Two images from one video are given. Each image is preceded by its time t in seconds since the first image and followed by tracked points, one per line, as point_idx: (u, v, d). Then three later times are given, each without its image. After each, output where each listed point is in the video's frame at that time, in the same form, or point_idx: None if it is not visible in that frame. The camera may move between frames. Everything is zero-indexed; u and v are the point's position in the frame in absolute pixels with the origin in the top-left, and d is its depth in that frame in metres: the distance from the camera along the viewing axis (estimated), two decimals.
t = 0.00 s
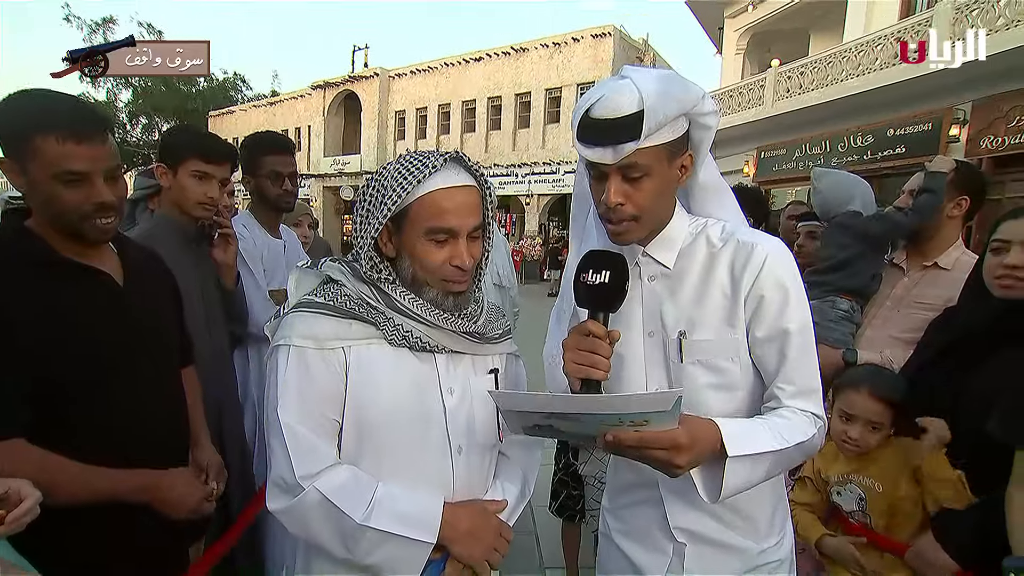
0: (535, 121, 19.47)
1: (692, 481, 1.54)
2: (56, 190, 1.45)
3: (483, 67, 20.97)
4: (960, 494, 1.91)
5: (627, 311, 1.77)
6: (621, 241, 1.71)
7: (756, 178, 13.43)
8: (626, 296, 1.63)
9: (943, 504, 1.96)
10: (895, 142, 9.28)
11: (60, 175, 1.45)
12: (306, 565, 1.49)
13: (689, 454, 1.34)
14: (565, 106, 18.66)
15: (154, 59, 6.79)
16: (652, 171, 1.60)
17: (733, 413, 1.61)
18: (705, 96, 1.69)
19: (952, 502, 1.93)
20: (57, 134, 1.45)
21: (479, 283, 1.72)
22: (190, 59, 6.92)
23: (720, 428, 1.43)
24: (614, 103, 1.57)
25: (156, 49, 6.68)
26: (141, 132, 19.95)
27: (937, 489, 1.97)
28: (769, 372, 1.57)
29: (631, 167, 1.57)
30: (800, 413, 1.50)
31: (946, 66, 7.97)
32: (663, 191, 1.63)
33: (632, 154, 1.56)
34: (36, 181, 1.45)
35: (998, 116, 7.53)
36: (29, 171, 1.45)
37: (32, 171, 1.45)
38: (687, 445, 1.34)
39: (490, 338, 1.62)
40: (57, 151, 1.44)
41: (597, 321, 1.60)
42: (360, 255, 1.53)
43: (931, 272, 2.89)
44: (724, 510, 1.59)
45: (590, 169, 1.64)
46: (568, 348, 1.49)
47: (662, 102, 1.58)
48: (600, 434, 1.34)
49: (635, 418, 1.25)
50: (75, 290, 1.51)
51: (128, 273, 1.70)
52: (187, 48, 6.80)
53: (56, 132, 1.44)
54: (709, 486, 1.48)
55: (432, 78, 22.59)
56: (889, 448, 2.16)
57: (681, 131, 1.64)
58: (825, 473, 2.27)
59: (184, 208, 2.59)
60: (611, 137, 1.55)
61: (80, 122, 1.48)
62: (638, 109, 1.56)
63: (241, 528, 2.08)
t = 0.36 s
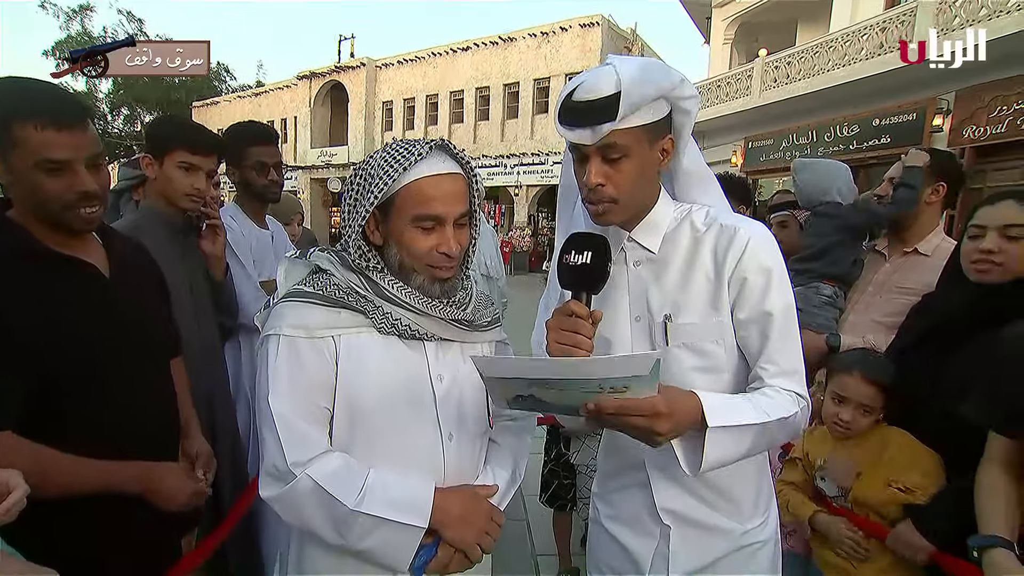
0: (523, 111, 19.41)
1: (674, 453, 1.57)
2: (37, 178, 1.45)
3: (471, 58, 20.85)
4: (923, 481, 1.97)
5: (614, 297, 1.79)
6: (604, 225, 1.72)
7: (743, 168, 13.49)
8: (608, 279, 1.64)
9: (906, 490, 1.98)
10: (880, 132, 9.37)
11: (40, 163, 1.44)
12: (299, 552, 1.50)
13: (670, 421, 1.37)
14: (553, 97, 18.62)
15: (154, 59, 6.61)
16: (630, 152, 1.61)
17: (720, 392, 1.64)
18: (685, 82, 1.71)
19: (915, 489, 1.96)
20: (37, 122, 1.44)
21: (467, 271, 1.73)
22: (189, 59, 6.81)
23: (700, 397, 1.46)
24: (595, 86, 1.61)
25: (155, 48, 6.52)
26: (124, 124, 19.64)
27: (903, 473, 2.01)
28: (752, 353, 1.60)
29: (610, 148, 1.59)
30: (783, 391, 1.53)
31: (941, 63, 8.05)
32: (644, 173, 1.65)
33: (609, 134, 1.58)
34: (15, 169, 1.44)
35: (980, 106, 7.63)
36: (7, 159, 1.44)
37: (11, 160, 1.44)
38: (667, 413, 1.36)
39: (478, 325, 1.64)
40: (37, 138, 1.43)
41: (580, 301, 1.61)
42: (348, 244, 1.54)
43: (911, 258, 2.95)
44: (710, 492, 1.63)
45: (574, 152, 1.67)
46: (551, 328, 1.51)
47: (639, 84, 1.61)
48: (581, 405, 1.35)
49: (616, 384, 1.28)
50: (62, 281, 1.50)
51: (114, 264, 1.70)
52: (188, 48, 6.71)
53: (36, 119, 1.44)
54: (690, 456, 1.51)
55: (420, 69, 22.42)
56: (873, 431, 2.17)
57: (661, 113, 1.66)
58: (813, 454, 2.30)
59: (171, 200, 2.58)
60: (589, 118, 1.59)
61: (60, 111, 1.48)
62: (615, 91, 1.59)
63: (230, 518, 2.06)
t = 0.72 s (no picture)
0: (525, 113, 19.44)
1: (677, 460, 1.57)
2: (44, 176, 1.45)
3: (474, 60, 20.89)
4: (925, 496, 1.92)
5: (615, 299, 1.80)
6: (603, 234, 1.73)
7: (746, 172, 13.49)
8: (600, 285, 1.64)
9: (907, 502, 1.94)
10: (882, 136, 9.38)
11: (47, 161, 1.44)
12: (303, 551, 1.51)
13: (673, 430, 1.38)
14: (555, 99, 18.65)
15: (154, 59, 6.61)
16: (622, 165, 1.62)
17: (718, 396, 1.65)
18: (675, 88, 1.71)
19: (917, 503, 1.92)
20: (45, 120, 1.43)
21: (469, 272, 1.73)
22: (190, 59, 6.82)
23: (703, 407, 1.46)
24: (583, 100, 1.60)
25: (156, 49, 6.53)
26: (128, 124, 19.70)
27: (906, 485, 1.96)
28: (753, 357, 1.60)
29: (600, 163, 1.60)
30: (784, 395, 1.53)
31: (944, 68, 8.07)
32: (638, 183, 1.65)
33: (598, 151, 1.59)
34: (22, 167, 1.43)
35: (983, 110, 7.63)
36: (14, 159, 1.43)
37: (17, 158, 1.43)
38: (670, 422, 1.37)
39: (480, 326, 1.65)
40: (44, 136, 1.43)
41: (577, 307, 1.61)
42: (352, 246, 1.54)
43: (910, 262, 2.91)
44: (711, 494, 1.63)
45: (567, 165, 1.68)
46: (551, 334, 1.51)
47: (627, 97, 1.60)
48: (586, 414, 1.36)
49: (621, 397, 1.28)
50: (66, 279, 1.51)
51: (118, 264, 1.71)
52: (188, 47, 6.72)
53: (44, 117, 1.43)
54: (693, 464, 1.51)
55: (423, 71, 22.48)
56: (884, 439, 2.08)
57: (652, 122, 1.66)
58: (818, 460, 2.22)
59: (174, 199, 2.59)
60: (579, 135, 1.59)
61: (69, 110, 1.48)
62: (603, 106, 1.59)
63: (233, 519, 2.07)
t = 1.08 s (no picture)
0: (528, 113, 19.43)
1: (680, 462, 1.57)
2: (47, 175, 1.44)
3: (477, 59, 20.88)
4: (925, 511, 1.92)
5: (619, 299, 1.80)
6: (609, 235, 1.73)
7: (749, 172, 13.48)
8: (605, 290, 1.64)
9: (907, 516, 1.93)
10: (886, 136, 9.35)
11: (49, 160, 1.43)
12: (303, 550, 1.51)
13: (675, 430, 1.37)
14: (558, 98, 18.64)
15: (153, 58, 6.58)
16: (627, 168, 1.61)
17: (722, 398, 1.64)
18: (683, 91, 1.70)
19: (917, 517, 1.92)
20: (46, 118, 1.42)
21: (472, 272, 1.73)
22: (189, 59, 6.88)
23: (705, 407, 1.46)
24: (591, 102, 1.60)
25: (155, 49, 6.49)
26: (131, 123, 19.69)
27: (907, 498, 1.95)
28: (758, 360, 1.60)
29: (606, 165, 1.59)
30: (789, 399, 1.53)
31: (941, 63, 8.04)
32: (644, 185, 1.65)
33: (604, 153, 1.58)
34: (24, 166, 1.42)
35: (987, 111, 7.61)
36: (16, 156, 1.41)
37: (18, 157, 1.41)
38: (673, 422, 1.37)
39: (482, 326, 1.64)
40: (45, 134, 1.41)
41: (582, 311, 1.61)
42: (355, 245, 1.54)
43: (911, 262, 2.93)
44: (713, 496, 1.62)
45: (573, 166, 1.67)
46: (554, 338, 1.51)
47: (634, 100, 1.59)
48: (588, 411, 1.36)
49: (622, 396, 1.27)
50: (66, 279, 1.51)
51: (118, 264, 1.70)
52: (188, 48, 6.81)
53: (46, 115, 1.42)
54: (695, 466, 1.51)
55: (426, 70, 22.48)
56: (891, 448, 2.04)
57: (658, 125, 1.65)
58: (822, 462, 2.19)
59: (178, 198, 2.58)
60: (585, 137, 1.58)
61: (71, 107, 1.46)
62: (610, 108, 1.58)
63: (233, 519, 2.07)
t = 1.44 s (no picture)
0: (528, 114, 19.43)
1: (681, 462, 1.56)
2: (72, 172, 1.46)
3: (476, 61, 20.88)
4: (928, 518, 1.90)
5: (622, 299, 1.80)
6: (613, 228, 1.72)
7: (749, 173, 13.48)
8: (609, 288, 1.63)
9: (910, 522, 1.91)
10: (886, 137, 9.35)
11: (77, 157, 1.46)
12: (303, 553, 1.50)
13: (677, 429, 1.36)
14: (558, 100, 18.64)
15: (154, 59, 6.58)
16: (634, 155, 1.62)
17: (725, 399, 1.63)
18: (684, 80, 1.70)
19: (920, 525, 1.89)
20: (76, 116, 1.47)
21: (472, 273, 1.72)
22: (190, 58, 6.81)
23: (708, 408, 1.45)
24: (594, 91, 1.60)
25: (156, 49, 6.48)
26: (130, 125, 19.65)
27: (910, 505, 1.93)
28: (762, 361, 1.59)
29: (613, 152, 1.59)
30: (792, 399, 1.52)
31: (941, 62, 8.03)
32: (651, 175, 1.66)
33: (611, 140, 1.58)
34: (49, 166, 1.44)
35: (987, 111, 7.61)
36: (33, 154, 1.43)
37: (39, 157, 1.43)
38: (675, 421, 1.36)
39: (481, 328, 1.64)
40: (72, 132, 1.46)
41: (585, 306, 1.61)
42: (353, 247, 1.53)
43: (910, 263, 2.92)
44: (715, 499, 1.62)
45: (579, 158, 1.67)
46: (557, 333, 1.51)
47: (637, 88, 1.60)
48: (591, 411, 1.35)
49: (625, 394, 1.27)
50: (66, 282, 1.50)
51: (119, 267, 1.69)
52: (188, 47, 6.75)
53: (74, 114, 1.47)
54: (698, 466, 1.50)
55: (425, 71, 22.48)
56: (894, 452, 2.03)
57: (662, 114, 1.66)
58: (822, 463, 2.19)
59: (179, 201, 2.58)
60: (591, 124, 1.58)
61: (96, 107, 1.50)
62: (614, 95, 1.58)
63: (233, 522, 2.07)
